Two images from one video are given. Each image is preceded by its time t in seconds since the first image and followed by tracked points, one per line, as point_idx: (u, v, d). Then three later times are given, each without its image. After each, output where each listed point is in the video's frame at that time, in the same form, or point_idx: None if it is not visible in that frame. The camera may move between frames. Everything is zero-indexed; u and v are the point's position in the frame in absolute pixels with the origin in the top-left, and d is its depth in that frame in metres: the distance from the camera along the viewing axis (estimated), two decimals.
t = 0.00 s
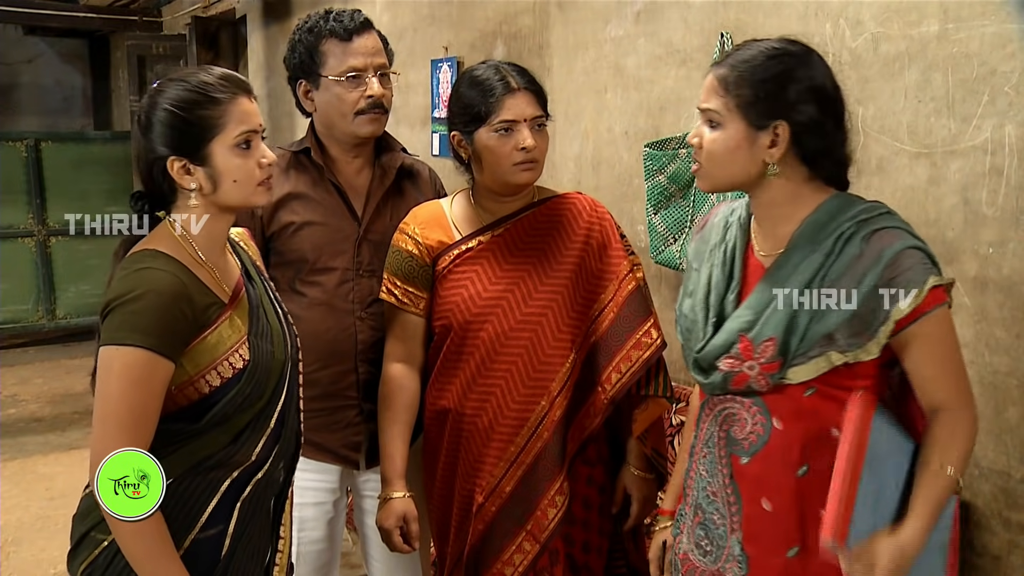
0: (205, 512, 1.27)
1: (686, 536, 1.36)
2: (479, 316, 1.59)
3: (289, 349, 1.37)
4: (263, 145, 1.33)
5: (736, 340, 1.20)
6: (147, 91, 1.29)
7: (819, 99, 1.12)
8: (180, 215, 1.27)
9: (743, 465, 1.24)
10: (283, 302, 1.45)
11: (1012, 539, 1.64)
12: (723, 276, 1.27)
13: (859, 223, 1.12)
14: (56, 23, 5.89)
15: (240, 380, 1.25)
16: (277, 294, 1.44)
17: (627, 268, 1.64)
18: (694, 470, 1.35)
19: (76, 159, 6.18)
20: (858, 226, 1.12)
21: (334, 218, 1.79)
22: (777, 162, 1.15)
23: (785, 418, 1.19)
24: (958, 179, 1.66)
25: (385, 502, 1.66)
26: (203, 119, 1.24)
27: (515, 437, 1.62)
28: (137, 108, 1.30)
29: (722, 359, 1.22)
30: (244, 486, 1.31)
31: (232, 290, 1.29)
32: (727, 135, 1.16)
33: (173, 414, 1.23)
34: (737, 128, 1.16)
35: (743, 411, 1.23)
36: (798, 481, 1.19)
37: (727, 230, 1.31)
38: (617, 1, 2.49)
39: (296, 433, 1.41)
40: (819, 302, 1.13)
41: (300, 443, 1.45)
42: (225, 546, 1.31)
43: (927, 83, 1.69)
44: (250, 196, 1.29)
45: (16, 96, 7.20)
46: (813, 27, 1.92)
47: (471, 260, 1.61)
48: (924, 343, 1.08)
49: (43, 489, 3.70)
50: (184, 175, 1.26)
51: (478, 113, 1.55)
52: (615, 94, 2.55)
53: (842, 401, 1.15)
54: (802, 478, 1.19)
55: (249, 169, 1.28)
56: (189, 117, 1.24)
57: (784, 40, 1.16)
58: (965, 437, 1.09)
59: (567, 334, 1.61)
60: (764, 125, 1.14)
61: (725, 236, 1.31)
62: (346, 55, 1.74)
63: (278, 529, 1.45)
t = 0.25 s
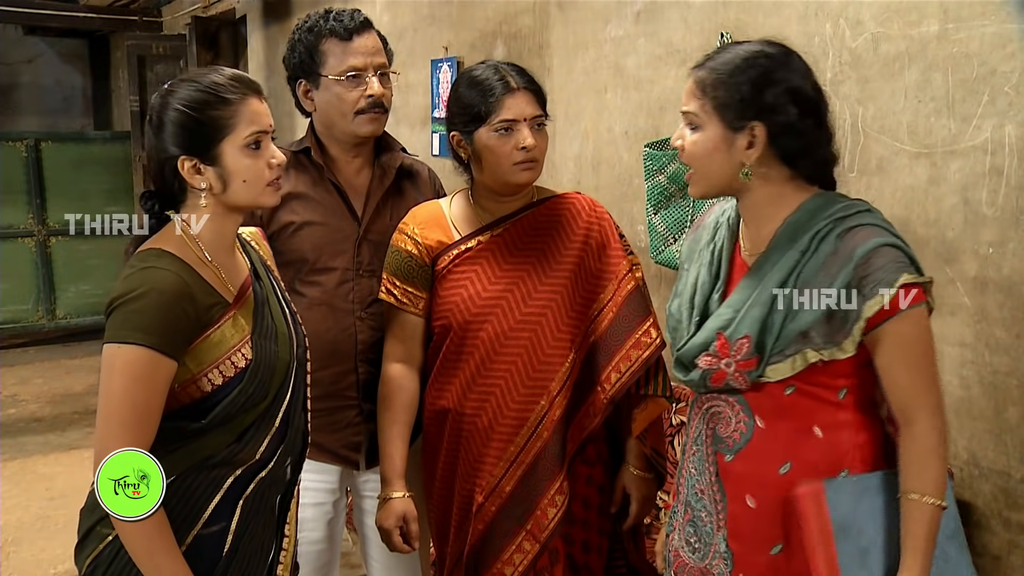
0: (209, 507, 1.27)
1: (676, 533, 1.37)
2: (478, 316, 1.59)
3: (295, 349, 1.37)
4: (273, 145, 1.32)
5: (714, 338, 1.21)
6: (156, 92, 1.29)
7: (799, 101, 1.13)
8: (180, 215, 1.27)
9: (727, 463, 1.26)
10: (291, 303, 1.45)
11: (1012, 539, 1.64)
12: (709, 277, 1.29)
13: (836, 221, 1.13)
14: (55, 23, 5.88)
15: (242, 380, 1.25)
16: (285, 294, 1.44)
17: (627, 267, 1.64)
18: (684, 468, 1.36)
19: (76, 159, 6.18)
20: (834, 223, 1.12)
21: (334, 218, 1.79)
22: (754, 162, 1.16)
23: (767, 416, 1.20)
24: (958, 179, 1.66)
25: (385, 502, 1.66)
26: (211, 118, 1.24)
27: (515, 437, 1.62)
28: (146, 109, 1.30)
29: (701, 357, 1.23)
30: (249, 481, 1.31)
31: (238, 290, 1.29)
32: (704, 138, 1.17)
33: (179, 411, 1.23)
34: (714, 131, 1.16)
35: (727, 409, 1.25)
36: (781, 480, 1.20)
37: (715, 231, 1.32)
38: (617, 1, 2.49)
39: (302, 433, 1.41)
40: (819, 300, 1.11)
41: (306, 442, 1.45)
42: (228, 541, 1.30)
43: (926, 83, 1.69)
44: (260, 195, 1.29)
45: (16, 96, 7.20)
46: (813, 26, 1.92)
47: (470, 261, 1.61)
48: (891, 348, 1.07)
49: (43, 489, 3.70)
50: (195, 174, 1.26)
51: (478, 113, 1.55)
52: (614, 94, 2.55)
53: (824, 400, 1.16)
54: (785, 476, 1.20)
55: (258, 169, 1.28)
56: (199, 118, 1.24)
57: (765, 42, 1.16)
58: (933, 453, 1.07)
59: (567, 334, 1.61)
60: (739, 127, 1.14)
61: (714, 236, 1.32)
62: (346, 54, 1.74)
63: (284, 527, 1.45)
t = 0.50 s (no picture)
0: (209, 502, 1.27)
1: (669, 532, 1.37)
2: (477, 315, 1.59)
3: (298, 348, 1.36)
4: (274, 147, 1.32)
5: (698, 341, 1.21)
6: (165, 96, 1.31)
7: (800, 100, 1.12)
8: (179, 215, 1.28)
9: (717, 463, 1.26)
10: (298, 302, 1.44)
11: (1012, 539, 1.64)
12: (700, 279, 1.29)
13: (819, 224, 1.12)
14: (55, 23, 5.88)
15: (241, 378, 1.24)
16: (293, 294, 1.43)
17: (626, 267, 1.64)
18: (676, 466, 1.36)
19: (76, 159, 6.17)
20: (817, 227, 1.12)
21: (334, 218, 1.79)
22: (728, 165, 1.17)
23: (755, 417, 1.20)
24: (958, 179, 1.65)
25: (385, 502, 1.66)
26: (210, 119, 1.25)
27: (514, 437, 1.62)
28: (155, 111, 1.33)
29: (686, 359, 1.24)
30: (248, 479, 1.30)
31: (242, 288, 1.28)
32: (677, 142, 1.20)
33: (181, 407, 1.23)
34: (685, 136, 1.19)
35: (717, 409, 1.25)
36: (770, 481, 1.20)
37: (709, 234, 1.33)
38: (617, 1, 2.49)
39: (306, 432, 1.40)
40: (820, 302, 1.08)
41: (310, 441, 1.44)
42: (225, 539, 1.29)
43: (927, 83, 1.69)
44: (253, 195, 1.28)
45: (15, 96, 7.19)
46: (813, 26, 1.92)
47: (468, 261, 1.61)
48: (865, 358, 1.06)
49: (43, 489, 3.70)
50: (189, 173, 1.27)
51: (477, 113, 1.55)
52: (614, 94, 2.55)
53: (811, 403, 1.15)
54: (774, 477, 1.20)
55: (253, 170, 1.27)
56: (201, 121, 1.25)
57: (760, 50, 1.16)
58: (909, 467, 1.06)
59: (566, 333, 1.61)
60: (708, 133, 1.16)
61: (709, 238, 1.33)
62: (346, 54, 1.74)
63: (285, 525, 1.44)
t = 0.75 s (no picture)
0: (207, 497, 1.26)
1: (678, 532, 1.38)
2: (476, 316, 1.60)
3: (301, 349, 1.34)
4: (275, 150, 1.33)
5: (694, 338, 1.22)
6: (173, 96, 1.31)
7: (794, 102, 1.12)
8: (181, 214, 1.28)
9: (719, 462, 1.26)
10: (305, 301, 1.43)
11: (1012, 539, 1.64)
12: (705, 279, 1.30)
13: (818, 223, 1.12)
14: (56, 23, 5.89)
15: (240, 374, 1.24)
16: (299, 292, 1.42)
17: (623, 266, 1.65)
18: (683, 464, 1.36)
19: (76, 159, 6.17)
20: (816, 225, 1.12)
21: (334, 218, 1.80)
22: (758, 167, 1.15)
23: (756, 417, 1.19)
24: (958, 179, 1.66)
25: (384, 502, 1.66)
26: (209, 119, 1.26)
27: (513, 436, 1.62)
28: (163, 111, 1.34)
29: (684, 356, 1.25)
30: (245, 479, 1.28)
31: (244, 286, 1.28)
32: (705, 143, 1.15)
33: (181, 403, 1.23)
34: (713, 137, 1.15)
35: (720, 407, 1.24)
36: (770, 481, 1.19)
37: (716, 236, 1.33)
38: (617, 2, 2.49)
39: (308, 429, 1.39)
40: (819, 301, 1.07)
41: (314, 440, 1.43)
42: (224, 533, 1.28)
43: (927, 83, 1.69)
44: (249, 195, 1.28)
45: (16, 96, 7.20)
46: (813, 26, 1.92)
47: (467, 261, 1.61)
48: (863, 361, 1.05)
49: (43, 489, 3.70)
50: (188, 173, 1.28)
51: (476, 114, 1.55)
52: (615, 94, 2.55)
53: (809, 404, 1.13)
54: (774, 478, 1.19)
55: (250, 171, 1.27)
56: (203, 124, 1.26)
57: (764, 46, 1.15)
58: (906, 472, 1.05)
59: (564, 333, 1.61)
60: (741, 129, 1.13)
61: (718, 237, 1.33)
62: (346, 54, 1.74)
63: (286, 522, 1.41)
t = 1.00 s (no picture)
0: (204, 494, 1.26)
1: (705, 542, 1.38)
2: (474, 316, 1.60)
3: (301, 349, 1.33)
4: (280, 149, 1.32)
5: (716, 350, 1.22)
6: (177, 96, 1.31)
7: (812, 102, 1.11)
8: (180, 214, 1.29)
9: (744, 474, 1.25)
10: (308, 300, 1.43)
11: (1012, 538, 1.64)
12: (723, 286, 1.30)
13: (836, 225, 1.11)
14: (55, 23, 5.89)
15: (237, 374, 1.24)
16: (302, 292, 1.42)
17: (620, 266, 1.65)
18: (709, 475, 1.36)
19: (76, 159, 6.17)
20: (833, 228, 1.11)
21: (334, 218, 1.80)
22: (768, 170, 1.15)
23: (779, 426, 1.18)
24: (958, 179, 1.66)
25: (383, 503, 1.66)
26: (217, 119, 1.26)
27: (512, 436, 1.62)
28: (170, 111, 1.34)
29: (706, 368, 1.24)
30: (240, 477, 1.28)
31: (244, 287, 1.28)
32: (716, 141, 1.15)
33: (180, 401, 1.24)
34: (726, 135, 1.14)
35: (744, 418, 1.24)
36: (795, 492, 1.18)
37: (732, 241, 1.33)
38: (617, 2, 2.49)
39: (309, 428, 1.39)
40: (819, 301, 1.08)
41: (314, 439, 1.43)
42: (219, 531, 1.27)
43: (927, 83, 1.69)
44: (256, 195, 1.27)
45: (16, 96, 7.20)
46: (813, 26, 1.92)
47: (465, 261, 1.61)
48: (884, 367, 1.03)
49: (43, 489, 3.70)
50: (194, 173, 1.28)
51: (473, 113, 1.55)
52: (615, 94, 2.55)
53: (833, 412, 1.13)
54: (801, 489, 1.17)
55: (256, 172, 1.27)
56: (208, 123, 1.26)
57: (780, 43, 1.14)
58: (929, 479, 1.04)
59: (562, 332, 1.61)
60: (754, 132, 1.13)
61: (734, 242, 1.33)
62: (346, 54, 1.74)
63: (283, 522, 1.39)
